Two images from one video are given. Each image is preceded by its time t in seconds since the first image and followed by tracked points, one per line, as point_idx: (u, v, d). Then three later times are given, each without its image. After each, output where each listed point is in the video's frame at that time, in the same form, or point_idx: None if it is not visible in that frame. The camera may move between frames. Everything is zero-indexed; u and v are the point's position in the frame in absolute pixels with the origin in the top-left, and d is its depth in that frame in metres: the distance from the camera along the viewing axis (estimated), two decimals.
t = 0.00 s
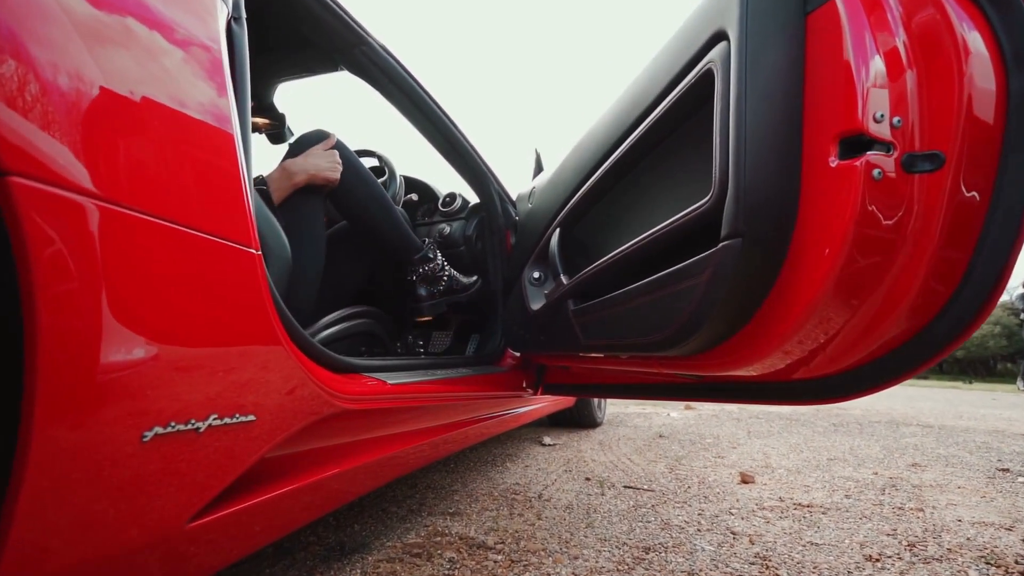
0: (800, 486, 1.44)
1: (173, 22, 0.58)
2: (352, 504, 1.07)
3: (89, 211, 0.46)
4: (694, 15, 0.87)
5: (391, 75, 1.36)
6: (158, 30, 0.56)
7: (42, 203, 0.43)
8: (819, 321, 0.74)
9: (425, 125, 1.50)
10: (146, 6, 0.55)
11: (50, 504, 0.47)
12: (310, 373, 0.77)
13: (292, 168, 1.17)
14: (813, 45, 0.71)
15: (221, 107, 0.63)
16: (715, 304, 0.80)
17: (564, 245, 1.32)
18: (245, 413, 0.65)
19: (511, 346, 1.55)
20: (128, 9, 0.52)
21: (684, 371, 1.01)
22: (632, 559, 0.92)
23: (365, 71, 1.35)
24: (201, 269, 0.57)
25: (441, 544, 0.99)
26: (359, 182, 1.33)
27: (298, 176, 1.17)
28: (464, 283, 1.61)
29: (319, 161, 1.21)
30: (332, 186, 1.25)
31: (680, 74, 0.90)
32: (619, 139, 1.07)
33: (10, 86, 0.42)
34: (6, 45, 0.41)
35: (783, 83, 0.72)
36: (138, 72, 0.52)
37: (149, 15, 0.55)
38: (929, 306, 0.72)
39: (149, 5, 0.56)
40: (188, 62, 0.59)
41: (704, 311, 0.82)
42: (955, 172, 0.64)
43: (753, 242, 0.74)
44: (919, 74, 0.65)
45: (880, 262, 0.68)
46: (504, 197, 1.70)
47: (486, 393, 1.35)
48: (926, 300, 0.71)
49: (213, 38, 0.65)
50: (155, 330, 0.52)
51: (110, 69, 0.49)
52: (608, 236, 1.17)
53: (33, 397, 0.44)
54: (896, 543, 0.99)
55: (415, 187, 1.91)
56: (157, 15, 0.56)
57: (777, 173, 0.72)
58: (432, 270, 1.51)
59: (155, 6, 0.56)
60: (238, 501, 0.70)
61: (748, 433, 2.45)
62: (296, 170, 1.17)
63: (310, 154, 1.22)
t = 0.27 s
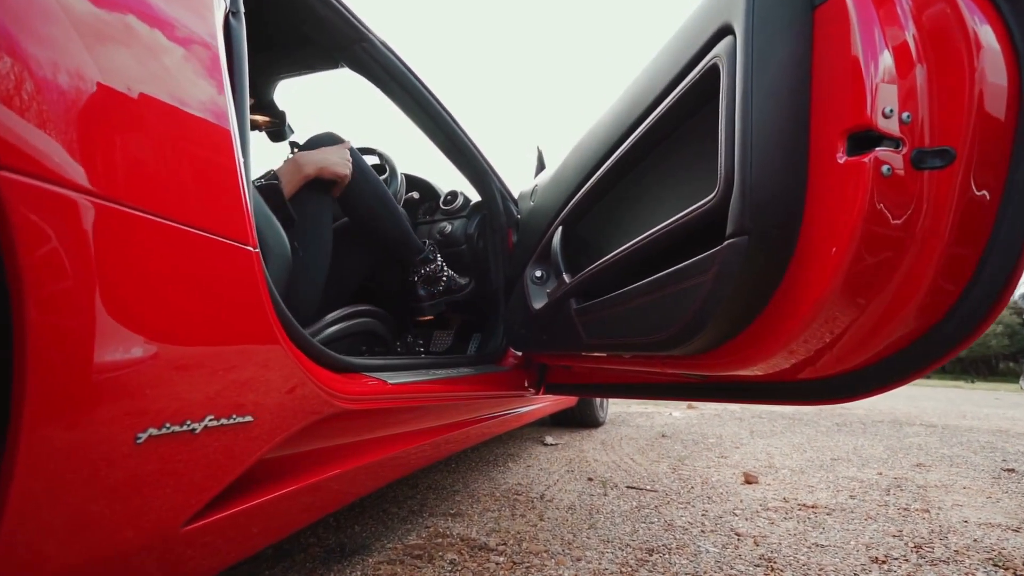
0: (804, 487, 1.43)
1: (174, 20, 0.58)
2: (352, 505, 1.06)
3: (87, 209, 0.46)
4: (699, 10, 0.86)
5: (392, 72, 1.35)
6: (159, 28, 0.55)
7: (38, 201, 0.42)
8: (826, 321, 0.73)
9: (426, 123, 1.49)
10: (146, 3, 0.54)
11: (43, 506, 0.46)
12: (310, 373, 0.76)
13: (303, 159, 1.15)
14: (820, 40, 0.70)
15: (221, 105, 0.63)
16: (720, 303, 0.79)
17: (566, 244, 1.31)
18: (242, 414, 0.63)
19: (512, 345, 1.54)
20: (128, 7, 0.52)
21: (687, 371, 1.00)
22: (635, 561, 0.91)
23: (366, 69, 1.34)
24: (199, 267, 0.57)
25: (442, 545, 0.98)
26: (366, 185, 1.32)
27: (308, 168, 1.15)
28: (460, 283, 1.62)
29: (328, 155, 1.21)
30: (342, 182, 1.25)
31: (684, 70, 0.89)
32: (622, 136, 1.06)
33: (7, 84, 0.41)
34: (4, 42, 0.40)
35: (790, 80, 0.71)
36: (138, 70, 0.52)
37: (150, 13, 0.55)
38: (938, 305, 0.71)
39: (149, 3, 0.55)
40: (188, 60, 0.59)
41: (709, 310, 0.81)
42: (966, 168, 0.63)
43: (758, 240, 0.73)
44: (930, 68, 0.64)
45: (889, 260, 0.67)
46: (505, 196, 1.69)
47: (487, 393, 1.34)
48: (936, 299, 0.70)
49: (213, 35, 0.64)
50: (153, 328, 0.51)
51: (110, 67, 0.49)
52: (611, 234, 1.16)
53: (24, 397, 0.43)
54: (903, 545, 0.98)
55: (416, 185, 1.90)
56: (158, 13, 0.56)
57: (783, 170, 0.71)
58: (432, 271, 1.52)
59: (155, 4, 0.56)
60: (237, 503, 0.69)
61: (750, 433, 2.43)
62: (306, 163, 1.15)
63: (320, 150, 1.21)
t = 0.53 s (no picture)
0: (808, 487, 1.42)
1: (176, 18, 0.57)
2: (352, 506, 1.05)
3: (83, 207, 0.45)
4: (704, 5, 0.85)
5: (393, 69, 1.34)
6: (160, 26, 0.55)
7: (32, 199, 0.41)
8: (831, 320, 0.72)
9: (428, 121, 1.48)
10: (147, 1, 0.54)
11: (34, 507, 0.45)
12: (309, 373, 0.75)
13: (320, 147, 1.14)
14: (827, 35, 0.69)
15: (221, 104, 0.62)
16: (724, 302, 0.78)
17: (568, 242, 1.29)
18: (238, 415, 0.62)
19: (514, 345, 1.53)
20: (128, 5, 0.51)
21: (691, 371, 0.99)
22: (638, 563, 0.90)
23: (366, 66, 1.33)
24: (198, 265, 0.56)
25: (443, 547, 0.97)
26: (373, 187, 1.33)
27: (324, 155, 1.14)
28: (459, 285, 1.63)
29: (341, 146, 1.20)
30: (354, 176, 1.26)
31: (688, 66, 0.87)
32: (625, 133, 1.05)
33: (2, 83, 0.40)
34: None
35: (795, 78, 0.70)
36: (139, 69, 0.51)
37: (151, 11, 0.54)
38: (947, 305, 0.69)
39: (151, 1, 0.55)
40: (189, 58, 0.58)
41: (713, 309, 0.80)
42: (979, 164, 0.61)
43: (763, 238, 0.72)
44: (940, 63, 0.62)
45: (897, 259, 0.66)
46: (507, 194, 1.68)
47: (487, 393, 1.32)
48: (945, 298, 0.68)
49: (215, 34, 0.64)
50: (153, 326, 0.51)
51: (109, 65, 0.48)
52: (614, 232, 1.15)
53: (6, 399, 0.41)
54: (909, 547, 0.97)
55: (417, 183, 1.89)
56: (160, 11, 0.55)
57: (789, 167, 0.70)
58: (433, 274, 1.53)
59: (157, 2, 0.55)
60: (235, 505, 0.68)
61: (753, 433, 2.42)
62: (322, 151, 1.14)
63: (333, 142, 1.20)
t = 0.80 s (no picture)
0: (810, 488, 1.41)
1: (177, 16, 0.57)
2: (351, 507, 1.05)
3: (79, 204, 0.44)
4: None
5: (394, 67, 1.33)
6: (160, 23, 0.54)
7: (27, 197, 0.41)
8: (837, 320, 0.71)
9: (429, 119, 1.47)
10: None
11: (24, 508, 0.44)
12: (308, 373, 0.74)
13: (342, 137, 1.14)
14: (833, 30, 0.68)
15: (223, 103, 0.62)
16: (729, 301, 0.77)
17: (570, 241, 1.29)
18: (234, 416, 0.61)
19: (514, 344, 1.52)
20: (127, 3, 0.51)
21: (694, 371, 0.98)
22: (640, 566, 0.89)
23: (366, 63, 1.32)
24: (197, 264, 0.55)
25: (443, 549, 0.96)
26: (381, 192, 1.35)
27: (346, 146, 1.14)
28: (459, 289, 1.64)
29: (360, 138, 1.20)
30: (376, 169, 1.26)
31: (692, 61, 0.86)
32: (627, 131, 1.04)
33: None
34: None
35: (801, 74, 0.69)
36: (139, 67, 0.51)
37: (151, 9, 0.54)
38: (955, 305, 0.68)
39: None
40: (190, 56, 0.57)
41: (717, 309, 0.79)
42: (987, 161, 0.60)
43: (769, 236, 0.71)
44: (949, 59, 0.61)
45: (904, 258, 0.64)
46: (508, 193, 1.67)
47: (487, 394, 1.31)
48: (953, 298, 0.67)
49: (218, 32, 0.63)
50: (152, 326, 0.50)
51: (109, 63, 0.48)
52: (616, 230, 1.13)
53: None
54: (914, 549, 0.96)
55: (418, 181, 1.88)
56: (161, 9, 0.55)
57: (795, 166, 0.69)
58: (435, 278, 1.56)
59: None
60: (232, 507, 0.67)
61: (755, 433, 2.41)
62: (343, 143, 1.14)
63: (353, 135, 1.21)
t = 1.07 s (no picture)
0: (814, 489, 1.39)
1: (177, 13, 0.56)
2: (351, 507, 1.04)
3: (75, 202, 0.44)
4: None
5: (395, 63, 1.31)
6: (160, 20, 0.53)
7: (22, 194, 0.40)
8: (843, 321, 0.70)
9: (430, 116, 1.46)
10: None
11: (17, 511, 0.43)
12: (307, 372, 0.72)
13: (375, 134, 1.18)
14: (842, 25, 0.66)
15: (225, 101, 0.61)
16: (735, 300, 0.75)
17: (572, 239, 1.27)
18: (230, 416, 0.59)
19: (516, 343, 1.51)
20: None
21: (698, 371, 0.96)
22: (642, 568, 0.88)
23: (367, 59, 1.31)
24: (197, 262, 0.54)
25: (443, 549, 0.96)
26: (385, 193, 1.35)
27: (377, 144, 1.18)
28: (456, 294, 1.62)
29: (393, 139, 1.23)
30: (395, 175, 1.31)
31: (698, 57, 0.85)
32: (631, 128, 1.03)
33: None
34: None
35: (809, 70, 0.68)
36: (139, 65, 0.50)
37: (151, 6, 0.53)
38: (966, 306, 0.67)
39: None
40: (191, 53, 0.56)
41: (722, 308, 0.77)
42: (1000, 159, 0.58)
43: (776, 234, 0.69)
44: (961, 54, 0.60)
45: (914, 257, 0.63)
46: (510, 191, 1.66)
47: (487, 393, 1.30)
48: (964, 298, 0.66)
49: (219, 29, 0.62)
50: (152, 324, 0.49)
51: (107, 61, 0.47)
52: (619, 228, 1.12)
53: None
54: (920, 554, 0.94)
55: (419, 179, 1.87)
56: (161, 5, 0.54)
57: (803, 163, 0.68)
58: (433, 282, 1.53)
59: None
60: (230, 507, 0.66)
61: (757, 433, 2.40)
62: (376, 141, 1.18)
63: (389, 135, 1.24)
